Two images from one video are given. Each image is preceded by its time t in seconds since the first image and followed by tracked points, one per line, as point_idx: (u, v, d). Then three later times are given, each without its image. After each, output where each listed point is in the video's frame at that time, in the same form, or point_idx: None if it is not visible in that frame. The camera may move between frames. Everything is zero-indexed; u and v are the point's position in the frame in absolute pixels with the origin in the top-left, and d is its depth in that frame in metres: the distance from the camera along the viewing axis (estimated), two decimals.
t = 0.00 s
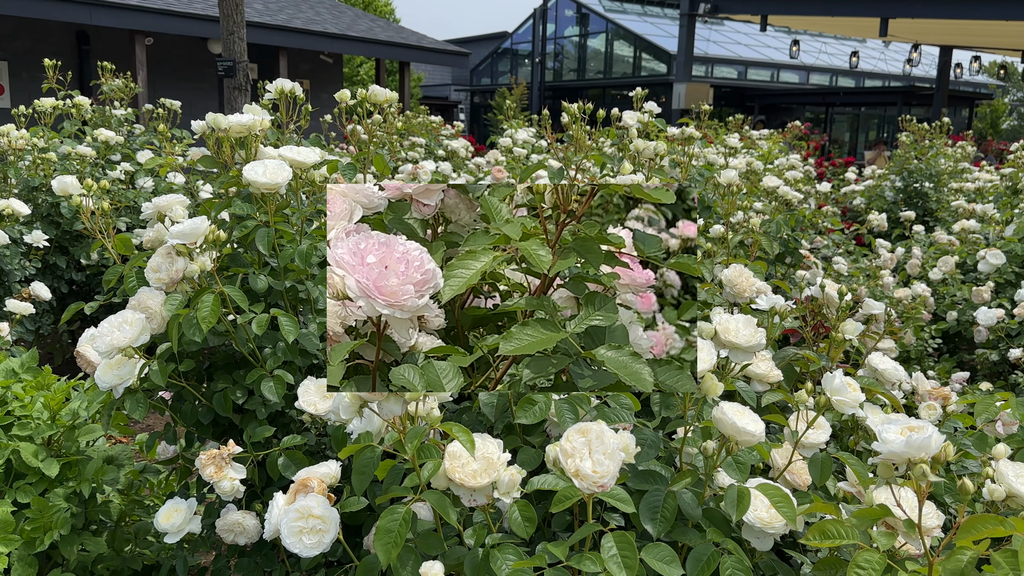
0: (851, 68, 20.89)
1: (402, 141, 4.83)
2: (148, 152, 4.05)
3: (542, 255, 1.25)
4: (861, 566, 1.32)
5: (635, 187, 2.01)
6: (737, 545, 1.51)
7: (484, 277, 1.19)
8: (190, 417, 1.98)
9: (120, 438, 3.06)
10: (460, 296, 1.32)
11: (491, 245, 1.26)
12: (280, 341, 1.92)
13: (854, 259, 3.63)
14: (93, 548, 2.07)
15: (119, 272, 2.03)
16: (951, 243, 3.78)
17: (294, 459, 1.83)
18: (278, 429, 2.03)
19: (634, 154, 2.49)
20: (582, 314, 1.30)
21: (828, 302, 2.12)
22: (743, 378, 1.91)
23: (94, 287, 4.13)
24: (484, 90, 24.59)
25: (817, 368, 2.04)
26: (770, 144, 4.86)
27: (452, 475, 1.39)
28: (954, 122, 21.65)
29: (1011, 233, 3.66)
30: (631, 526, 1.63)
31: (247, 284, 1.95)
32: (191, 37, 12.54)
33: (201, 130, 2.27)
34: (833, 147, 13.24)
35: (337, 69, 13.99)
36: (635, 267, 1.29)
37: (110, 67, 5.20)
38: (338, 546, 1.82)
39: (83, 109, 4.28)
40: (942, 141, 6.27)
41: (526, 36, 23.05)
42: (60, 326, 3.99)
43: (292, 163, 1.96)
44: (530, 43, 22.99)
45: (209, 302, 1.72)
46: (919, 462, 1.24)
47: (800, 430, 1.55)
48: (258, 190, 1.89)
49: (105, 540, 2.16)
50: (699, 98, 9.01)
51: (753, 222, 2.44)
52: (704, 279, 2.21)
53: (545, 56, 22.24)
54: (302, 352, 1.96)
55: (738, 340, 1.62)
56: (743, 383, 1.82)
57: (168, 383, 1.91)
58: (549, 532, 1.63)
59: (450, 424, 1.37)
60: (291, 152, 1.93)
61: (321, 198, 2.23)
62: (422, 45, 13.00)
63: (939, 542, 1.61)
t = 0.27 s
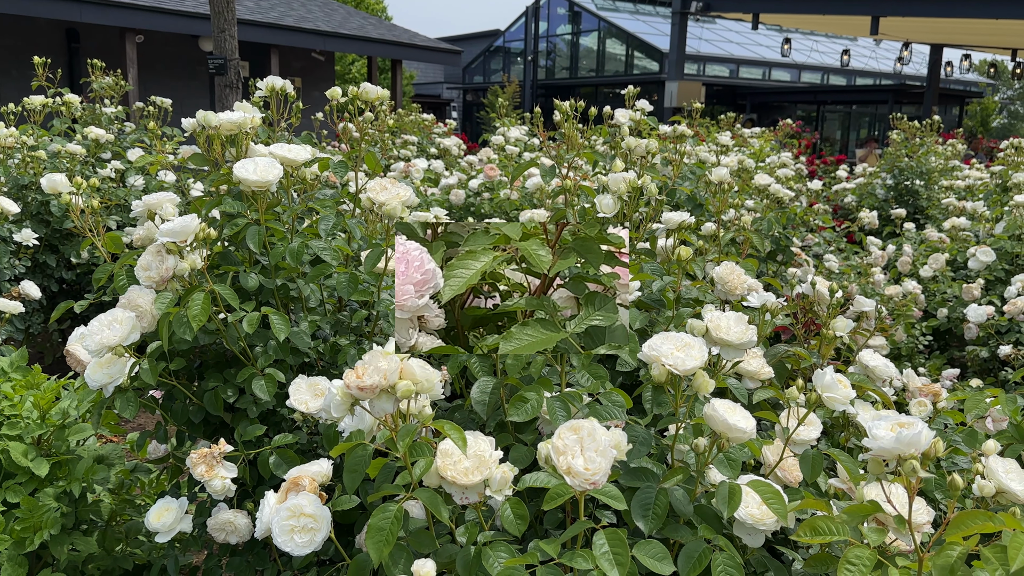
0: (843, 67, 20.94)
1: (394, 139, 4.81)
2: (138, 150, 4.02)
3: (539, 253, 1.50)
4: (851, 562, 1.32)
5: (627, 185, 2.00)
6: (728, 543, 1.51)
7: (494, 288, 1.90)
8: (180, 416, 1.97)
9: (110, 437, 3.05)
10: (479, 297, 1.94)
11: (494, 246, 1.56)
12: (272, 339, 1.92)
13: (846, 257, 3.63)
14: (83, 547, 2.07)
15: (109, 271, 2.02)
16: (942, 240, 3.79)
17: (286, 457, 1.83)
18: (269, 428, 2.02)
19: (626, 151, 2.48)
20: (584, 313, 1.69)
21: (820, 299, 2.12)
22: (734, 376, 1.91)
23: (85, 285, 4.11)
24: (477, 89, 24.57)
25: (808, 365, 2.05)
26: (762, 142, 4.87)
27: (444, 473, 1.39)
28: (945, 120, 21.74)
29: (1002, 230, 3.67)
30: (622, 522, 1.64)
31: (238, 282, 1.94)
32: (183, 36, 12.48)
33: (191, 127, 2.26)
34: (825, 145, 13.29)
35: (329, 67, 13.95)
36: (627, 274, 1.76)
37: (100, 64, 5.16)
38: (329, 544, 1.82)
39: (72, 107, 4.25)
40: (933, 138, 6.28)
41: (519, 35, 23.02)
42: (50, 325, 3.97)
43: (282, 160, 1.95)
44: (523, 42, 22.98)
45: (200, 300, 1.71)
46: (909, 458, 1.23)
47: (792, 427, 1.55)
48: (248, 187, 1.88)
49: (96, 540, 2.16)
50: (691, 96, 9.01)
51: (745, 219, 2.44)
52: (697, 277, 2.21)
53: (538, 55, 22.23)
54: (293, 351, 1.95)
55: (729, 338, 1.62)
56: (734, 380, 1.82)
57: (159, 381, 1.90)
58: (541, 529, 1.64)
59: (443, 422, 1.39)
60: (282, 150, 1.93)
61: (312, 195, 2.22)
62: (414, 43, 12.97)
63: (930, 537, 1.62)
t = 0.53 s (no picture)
0: (833, 65, 21.01)
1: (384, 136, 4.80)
2: (126, 147, 3.99)
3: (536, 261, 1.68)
4: (841, 558, 1.33)
5: (618, 182, 2.00)
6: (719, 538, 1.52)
7: (493, 287, 2.05)
8: (170, 415, 1.96)
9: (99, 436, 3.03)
10: (480, 297, 2.06)
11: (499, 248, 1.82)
12: (262, 338, 1.91)
13: (835, 254, 3.64)
14: (72, 547, 2.05)
15: (97, 269, 2.00)
16: (931, 237, 3.81)
17: (276, 456, 1.82)
18: (259, 426, 2.01)
19: (617, 149, 2.48)
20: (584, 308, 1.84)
21: (809, 296, 2.13)
22: (724, 373, 1.92)
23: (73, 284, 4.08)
24: (469, 86, 24.54)
25: (798, 362, 2.05)
26: (752, 140, 4.88)
27: (435, 468, 1.39)
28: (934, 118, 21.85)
29: (990, 227, 3.69)
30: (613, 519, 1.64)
31: (227, 280, 1.93)
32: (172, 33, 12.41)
33: (179, 124, 2.25)
34: (814, 142, 13.37)
35: (319, 64, 13.90)
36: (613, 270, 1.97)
37: (88, 61, 5.12)
38: (319, 543, 1.81)
39: (60, 104, 4.22)
40: (921, 136, 6.31)
41: (510, 32, 23.00)
42: (38, 323, 3.94)
43: (272, 158, 1.94)
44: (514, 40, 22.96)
45: (188, 299, 1.71)
46: (898, 455, 1.24)
47: (781, 423, 1.57)
48: (237, 185, 1.88)
49: (85, 539, 2.15)
50: (681, 93, 9.03)
51: (735, 217, 2.44)
52: (687, 274, 2.21)
53: (529, 52, 22.22)
54: (283, 349, 1.94)
55: (719, 335, 1.63)
56: (724, 377, 1.82)
57: (148, 380, 1.89)
58: (532, 527, 1.64)
59: (433, 420, 1.39)
60: (270, 147, 1.93)
61: (301, 193, 2.21)
62: (405, 40, 12.93)
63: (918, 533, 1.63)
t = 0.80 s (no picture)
0: (823, 63, 21.09)
1: (374, 134, 4.78)
2: (114, 144, 3.97)
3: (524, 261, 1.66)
4: (830, 554, 1.33)
5: (608, 179, 2.00)
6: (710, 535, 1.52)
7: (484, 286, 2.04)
8: (158, 414, 1.95)
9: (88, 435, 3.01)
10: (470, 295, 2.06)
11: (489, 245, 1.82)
12: (251, 336, 1.90)
13: (825, 251, 3.66)
14: (60, 547, 2.04)
15: (85, 267, 1.99)
16: (920, 234, 3.83)
17: (265, 455, 1.81)
18: (249, 425, 2.00)
19: (607, 146, 2.48)
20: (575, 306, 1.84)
21: (799, 293, 2.13)
22: (715, 370, 1.92)
23: (61, 282, 4.06)
24: (460, 84, 24.50)
25: (788, 359, 2.06)
26: (742, 137, 4.89)
27: (425, 466, 1.39)
28: (923, 116, 21.97)
29: (978, 224, 3.71)
30: (604, 516, 1.64)
31: (216, 278, 1.92)
32: (161, 30, 12.34)
33: (167, 121, 2.23)
34: (804, 140, 13.43)
35: (309, 62, 13.85)
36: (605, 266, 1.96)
37: (75, 58, 5.09)
38: (310, 542, 1.80)
39: (47, 102, 4.19)
40: (910, 133, 6.34)
41: (500, 30, 22.98)
42: (25, 322, 3.91)
43: (260, 155, 1.92)
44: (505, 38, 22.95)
45: (177, 297, 1.69)
46: (887, 450, 1.24)
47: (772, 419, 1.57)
48: (226, 182, 1.86)
49: (73, 539, 2.13)
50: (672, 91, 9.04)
51: (725, 214, 2.45)
52: (677, 271, 2.21)
53: (520, 50, 22.21)
54: (273, 347, 1.93)
55: (709, 332, 1.64)
56: (715, 374, 1.83)
57: (136, 378, 1.88)
58: (523, 524, 1.63)
59: (423, 417, 1.38)
60: (259, 144, 1.91)
61: (290, 190, 2.20)
62: (395, 38, 12.90)
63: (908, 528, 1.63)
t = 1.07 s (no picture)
0: (812, 61, 21.17)
1: (365, 131, 4.77)
2: (103, 141, 3.94)
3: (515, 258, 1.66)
4: (823, 549, 1.33)
5: (600, 176, 2.00)
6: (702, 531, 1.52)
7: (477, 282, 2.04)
8: (148, 412, 1.93)
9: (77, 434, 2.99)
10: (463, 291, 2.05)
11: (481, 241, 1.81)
12: (241, 333, 1.89)
13: (816, 248, 3.67)
14: (50, 546, 2.03)
15: (73, 264, 1.97)
16: (910, 230, 3.84)
17: (256, 453, 1.80)
18: (239, 423, 1.99)
19: (599, 143, 2.48)
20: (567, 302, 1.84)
21: (790, 289, 2.14)
22: (707, 366, 1.92)
23: (49, 280, 4.03)
24: (451, 82, 24.45)
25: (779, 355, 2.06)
26: (733, 135, 4.89)
27: (416, 463, 1.39)
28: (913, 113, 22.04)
29: (967, 221, 3.73)
30: (596, 512, 1.64)
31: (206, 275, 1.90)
32: (150, 27, 12.27)
33: (156, 118, 2.21)
34: (794, 138, 13.51)
35: (299, 59, 13.80)
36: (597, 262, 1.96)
37: (63, 55, 5.05)
38: (302, 540, 1.79)
39: (35, 98, 4.16)
40: (900, 131, 6.36)
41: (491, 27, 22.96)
42: (13, 320, 3.88)
43: (250, 152, 1.91)
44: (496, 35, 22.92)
45: (166, 294, 1.68)
46: (879, 446, 1.24)
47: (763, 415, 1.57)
48: (215, 179, 1.85)
49: (62, 538, 2.12)
50: (662, 88, 9.05)
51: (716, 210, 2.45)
52: (669, 268, 2.21)
53: (511, 48, 22.19)
54: (263, 345, 1.92)
55: (701, 328, 1.64)
56: (707, 370, 1.83)
57: (125, 376, 1.86)
58: (515, 521, 1.63)
59: (415, 415, 1.38)
60: (249, 140, 1.90)
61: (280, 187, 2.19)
62: (385, 35, 12.86)
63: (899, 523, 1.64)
